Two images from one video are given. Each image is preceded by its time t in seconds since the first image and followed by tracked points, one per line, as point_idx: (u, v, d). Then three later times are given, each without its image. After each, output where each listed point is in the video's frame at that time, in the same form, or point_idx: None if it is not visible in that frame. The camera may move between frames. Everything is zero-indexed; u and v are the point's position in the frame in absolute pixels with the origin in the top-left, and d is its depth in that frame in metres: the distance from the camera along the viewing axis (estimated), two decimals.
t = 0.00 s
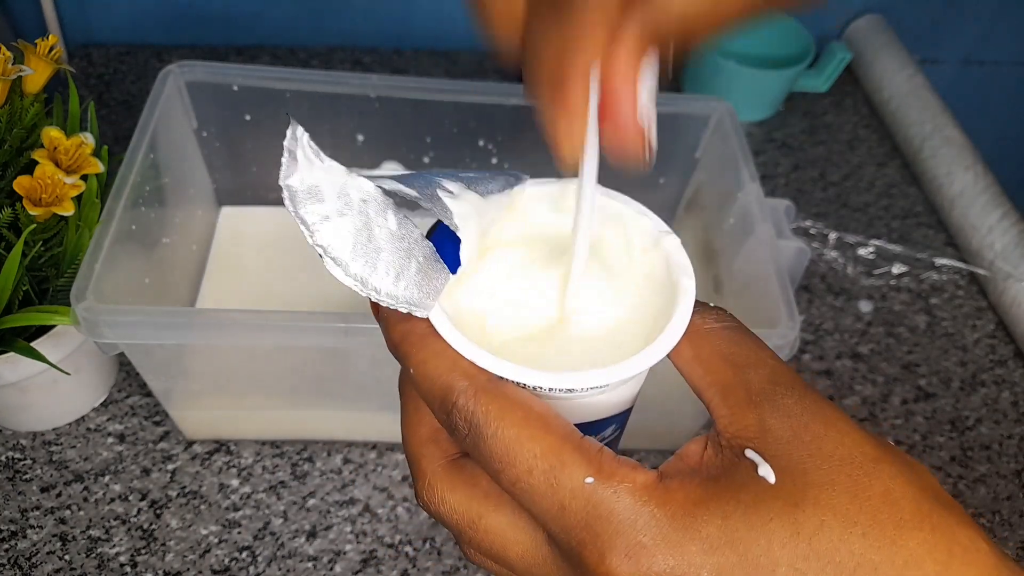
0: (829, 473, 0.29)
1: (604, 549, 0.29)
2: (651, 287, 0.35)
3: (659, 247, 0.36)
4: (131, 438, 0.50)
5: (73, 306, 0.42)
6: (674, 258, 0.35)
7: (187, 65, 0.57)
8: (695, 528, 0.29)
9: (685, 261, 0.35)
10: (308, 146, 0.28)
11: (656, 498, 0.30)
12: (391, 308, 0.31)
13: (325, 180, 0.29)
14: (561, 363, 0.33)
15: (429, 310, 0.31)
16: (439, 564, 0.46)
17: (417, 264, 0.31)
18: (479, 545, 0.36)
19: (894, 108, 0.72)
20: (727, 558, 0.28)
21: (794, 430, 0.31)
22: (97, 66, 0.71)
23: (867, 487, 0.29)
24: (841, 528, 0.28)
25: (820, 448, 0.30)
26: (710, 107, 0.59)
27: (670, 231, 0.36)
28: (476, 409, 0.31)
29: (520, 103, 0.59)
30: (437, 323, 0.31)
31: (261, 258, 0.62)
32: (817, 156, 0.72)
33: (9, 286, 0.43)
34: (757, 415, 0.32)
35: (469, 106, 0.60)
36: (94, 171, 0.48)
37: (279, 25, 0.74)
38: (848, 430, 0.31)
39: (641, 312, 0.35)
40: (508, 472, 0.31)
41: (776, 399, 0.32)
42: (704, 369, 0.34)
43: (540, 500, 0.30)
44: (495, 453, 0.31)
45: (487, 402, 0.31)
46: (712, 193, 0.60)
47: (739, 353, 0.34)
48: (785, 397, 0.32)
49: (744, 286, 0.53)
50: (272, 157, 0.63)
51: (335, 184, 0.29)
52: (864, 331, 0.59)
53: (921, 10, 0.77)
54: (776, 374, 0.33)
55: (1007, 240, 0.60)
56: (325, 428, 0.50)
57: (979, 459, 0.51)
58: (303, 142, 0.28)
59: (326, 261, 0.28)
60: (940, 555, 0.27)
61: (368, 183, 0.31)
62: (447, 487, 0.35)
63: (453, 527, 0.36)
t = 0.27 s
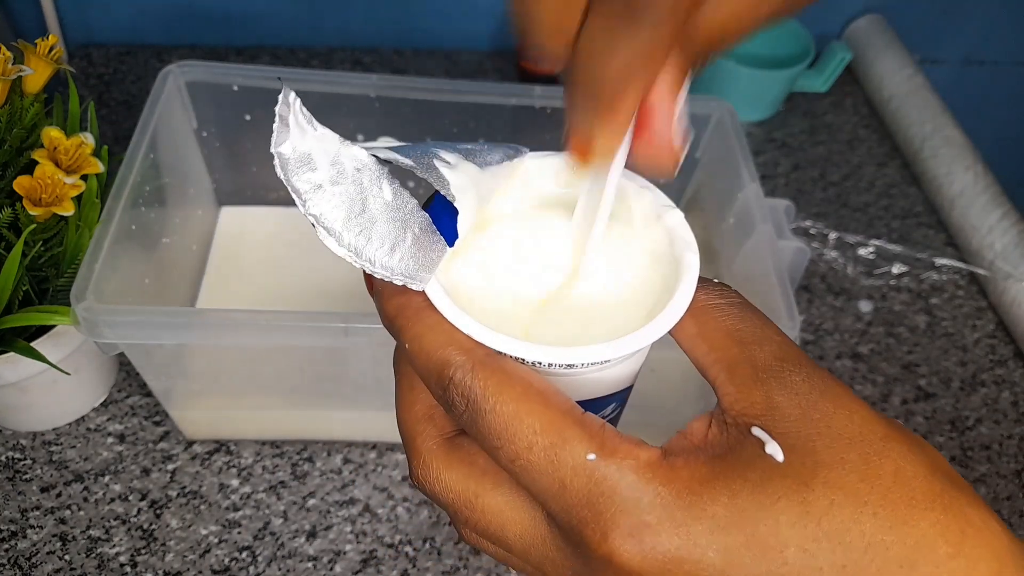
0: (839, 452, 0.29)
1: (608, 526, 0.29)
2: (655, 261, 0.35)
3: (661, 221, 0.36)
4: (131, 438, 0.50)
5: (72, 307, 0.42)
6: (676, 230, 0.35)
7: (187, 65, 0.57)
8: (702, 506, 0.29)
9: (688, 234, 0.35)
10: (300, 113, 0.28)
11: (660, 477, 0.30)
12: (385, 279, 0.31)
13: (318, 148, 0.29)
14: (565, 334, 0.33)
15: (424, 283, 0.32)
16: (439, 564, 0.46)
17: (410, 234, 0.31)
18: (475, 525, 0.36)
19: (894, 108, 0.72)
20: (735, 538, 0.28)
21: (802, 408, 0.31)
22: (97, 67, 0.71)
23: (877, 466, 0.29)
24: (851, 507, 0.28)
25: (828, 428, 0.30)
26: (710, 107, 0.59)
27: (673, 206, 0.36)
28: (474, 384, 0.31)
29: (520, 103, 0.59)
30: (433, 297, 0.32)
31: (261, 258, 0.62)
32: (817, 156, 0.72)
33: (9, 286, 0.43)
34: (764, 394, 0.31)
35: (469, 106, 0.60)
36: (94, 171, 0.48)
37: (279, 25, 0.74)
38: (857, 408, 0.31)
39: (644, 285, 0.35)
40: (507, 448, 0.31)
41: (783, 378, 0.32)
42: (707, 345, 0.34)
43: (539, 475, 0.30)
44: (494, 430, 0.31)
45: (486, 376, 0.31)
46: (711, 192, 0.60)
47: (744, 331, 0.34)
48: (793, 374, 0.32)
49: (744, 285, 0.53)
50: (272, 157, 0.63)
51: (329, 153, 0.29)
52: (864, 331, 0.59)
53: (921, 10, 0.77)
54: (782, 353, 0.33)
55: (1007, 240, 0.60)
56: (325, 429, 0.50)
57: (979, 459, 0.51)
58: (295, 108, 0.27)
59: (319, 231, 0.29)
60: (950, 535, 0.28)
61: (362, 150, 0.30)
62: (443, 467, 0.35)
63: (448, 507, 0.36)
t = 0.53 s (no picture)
0: (840, 458, 0.29)
1: (610, 531, 0.29)
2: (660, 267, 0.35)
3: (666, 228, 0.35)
4: (131, 438, 0.50)
5: (72, 307, 0.42)
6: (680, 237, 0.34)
7: (187, 64, 0.57)
8: (702, 511, 0.29)
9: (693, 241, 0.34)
10: (310, 119, 0.27)
11: (662, 482, 0.30)
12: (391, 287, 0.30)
13: (326, 154, 0.28)
14: (572, 348, 0.33)
15: (428, 291, 0.31)
16: (439, 564, 0.46)
17: (418, 243, 0.30)
18: (479, 531, 0.36)
19: (894, 108, 0.72)
20: (737, 545, 0.28)
21: (804, 414, 0.31)
22: (97, 67, 0.71)
23: (878, 471, 0.29)
24: (851, 513, 0.28)
25: (830, 434, 0.30)
26: (710, 107, 0.59)
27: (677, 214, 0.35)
28: (477, 392, 0.31)
29: (520, 102, 0.59)
30: (438, 305, 0.31)
31: (261, 258, 0.62)
32: (817, 156, 0.72)
33: (9, 286, 0.43)
34: (766, 400, 0.31)
35: (469, 106, 0.60)
36: (94, 171, 0.48)
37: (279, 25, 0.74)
38: (859, 414, 0.31)
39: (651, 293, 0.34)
40: (510, 455, 0.30)
41: (785, 385, 0.32)
42: (709, 353, 0.34)
43: (543, 482, 0.30)
44: (498, 437, 0.31)
45: (489, 384, 0.31)
46: (712, 193, 0.60)
47: (747, 338, 0.34)
48: (795, 380, 0.32)
49: (744, 286, 0.53)
50: (271, 157, 0.63)
51: (337, 159, 0.28)
52: (864, 331, 0.59)
53: (921, 10, 0.77)
54: (784, 360, 0.33)
55: (1007, 240, 0.60)
56: (325, 429, 0.50)
57: (980, 459, 0.51)
58: (304, 115, 0.27)
59: (326, 238, 0.28)
60: (951, 541, 0.28)
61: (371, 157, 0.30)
62: (447, 473, 0.35)
63: (453, 512, 0.36)
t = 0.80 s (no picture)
0: (832, 465, 0.29)
1: (599, 538, 0.29)
2: (654, 282, 0.34)
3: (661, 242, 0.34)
4: (131, 438, 0.50)
5: (72, 307, 0.42)
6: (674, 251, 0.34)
7: (187, 64, 0.57)
8: (694, 519, 0.29)
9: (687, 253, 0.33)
10: (307, 138, 0.29)
11: (653, 490, 0.30)
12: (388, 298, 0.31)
13: (323, 171, 0.30)
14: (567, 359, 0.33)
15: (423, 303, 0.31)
16: (439, 564, 0.46)
17: (414, 256, 0.31)
18: (474, 541, 0.36)
19: (894, 108, 0.72)
20: (728, 553, 0.28)
21: (797, 422, 0.31)
22: (97, 67, 0.71)
23: (870, 478, 0.29)
24: (842, 519, 0.28)
25: (823, 442, 0.30)
26: (710, 107, 0.59)
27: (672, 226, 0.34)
28: (470, 399, 0.31)
29: (520, 102, 0.59)
30: (432, 313, 0.31)
31: (261, 258, 0.62)
32: (817, 156, 0.72)
33: (9, 286, 0.43)
34: (759, 408, 0.31)
35: (468, 106, 0.60)
36: (94, 171, 0.48)
37: (279, 25, 0.74)
38: (851, 422, 0.31)
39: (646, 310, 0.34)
40: (502, 461, 0.31)
41: (778, 393, 0.32)
42: (703, 362, 0.34)
43: (534, 489, 0.30)
44: (490, 443, 0.31)
45: (482, 391, 0.31)
46: (712, 193, 0.60)
47: (740, 348, 0.34)
48: (788, 389, 0.32)
49: (745, 286, 0.53)
50: (272, 157, 0.63)
51: (333, 175, 0.30)
52: (864, 331, 0.59)
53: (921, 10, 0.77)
54: (778, 368, 0.33)
55: (1007, 240, 0.60)
56: (325, 429, 0.50)
57: (979, 459, 0.51)
58: (302, 134, 0.29)
59: (321, 249, 0.30)
60: (944, 549, 0.28)
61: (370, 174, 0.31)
62: (443, 481, 0.35)
63: (450, 522, 0.36)
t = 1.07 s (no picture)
0: (798, 477, 0.29)
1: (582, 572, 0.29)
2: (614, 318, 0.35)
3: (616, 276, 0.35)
4: (131, 438, 0.50)
5: (72, 307, 0.42)
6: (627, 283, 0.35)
7: (187, 64, 0.57)
8: (668, 542, 0.29)
9: (640, 287, 0.34)
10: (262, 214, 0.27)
11: (625, 515, 0.30)
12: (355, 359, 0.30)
13: (282, 246, 0.27)
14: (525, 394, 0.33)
15: (394, 359, 0.31)
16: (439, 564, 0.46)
17: (378, 316, 0.30)
18: None
19: (894, 108, 0.72)
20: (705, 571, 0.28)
21: (759, 439, 0.31)
22: (97, 67, 0.71)
23: (834, 487, 0.29)
24: (811, 529, 0.28)
25: (787, 456, 0.30)
26: (710, 107, 0.59)
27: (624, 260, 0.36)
28: (444, 451, 0.31)
29: (520, 102, 0.59)
30: (403, 371, 0.31)
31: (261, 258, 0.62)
32: (817, 155, 0.72)
33: (9, 286, 0.43)
34: (723, 430, 0.32)
35: (468, 106, 0.60)
36: (94, 171, 0.48)
37: (278, 25, 0.74)
38: (812, 433, 0.31)
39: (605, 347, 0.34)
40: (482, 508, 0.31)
41: (739, 413, 0.32)
42: (666, 387, 0.34)
43: (515, 530, 0.30)
44: (467, 492, 0.31)
45: (454, 442, 0.31)
46: (712, 193, 0.60)
47: (702, 371, 0.34)
48: (748, 406, 0.32)
49: (745, 286, 0.53)
50: (272, 156, 0.63)
51: (293, 248, 0.28)
52: (864, 331, 0.58)
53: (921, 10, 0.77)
54: (738, 387, 0.33)
55: (1007, 240, 0.60)
56: (326, 428, 0.50)
57: (979, 459, 0.51)
58: (256, 211, 0.27)
59: (288, 323, 0.28)
60: (911, 547, 0.28)
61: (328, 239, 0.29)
62: (431, 531, 0.36)
63: (442, 570, 0.36)
